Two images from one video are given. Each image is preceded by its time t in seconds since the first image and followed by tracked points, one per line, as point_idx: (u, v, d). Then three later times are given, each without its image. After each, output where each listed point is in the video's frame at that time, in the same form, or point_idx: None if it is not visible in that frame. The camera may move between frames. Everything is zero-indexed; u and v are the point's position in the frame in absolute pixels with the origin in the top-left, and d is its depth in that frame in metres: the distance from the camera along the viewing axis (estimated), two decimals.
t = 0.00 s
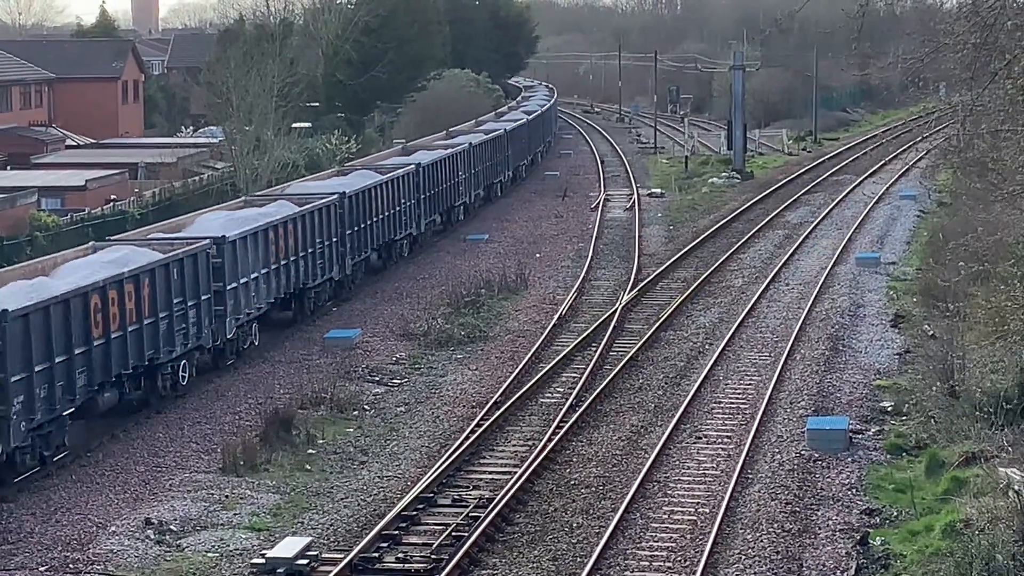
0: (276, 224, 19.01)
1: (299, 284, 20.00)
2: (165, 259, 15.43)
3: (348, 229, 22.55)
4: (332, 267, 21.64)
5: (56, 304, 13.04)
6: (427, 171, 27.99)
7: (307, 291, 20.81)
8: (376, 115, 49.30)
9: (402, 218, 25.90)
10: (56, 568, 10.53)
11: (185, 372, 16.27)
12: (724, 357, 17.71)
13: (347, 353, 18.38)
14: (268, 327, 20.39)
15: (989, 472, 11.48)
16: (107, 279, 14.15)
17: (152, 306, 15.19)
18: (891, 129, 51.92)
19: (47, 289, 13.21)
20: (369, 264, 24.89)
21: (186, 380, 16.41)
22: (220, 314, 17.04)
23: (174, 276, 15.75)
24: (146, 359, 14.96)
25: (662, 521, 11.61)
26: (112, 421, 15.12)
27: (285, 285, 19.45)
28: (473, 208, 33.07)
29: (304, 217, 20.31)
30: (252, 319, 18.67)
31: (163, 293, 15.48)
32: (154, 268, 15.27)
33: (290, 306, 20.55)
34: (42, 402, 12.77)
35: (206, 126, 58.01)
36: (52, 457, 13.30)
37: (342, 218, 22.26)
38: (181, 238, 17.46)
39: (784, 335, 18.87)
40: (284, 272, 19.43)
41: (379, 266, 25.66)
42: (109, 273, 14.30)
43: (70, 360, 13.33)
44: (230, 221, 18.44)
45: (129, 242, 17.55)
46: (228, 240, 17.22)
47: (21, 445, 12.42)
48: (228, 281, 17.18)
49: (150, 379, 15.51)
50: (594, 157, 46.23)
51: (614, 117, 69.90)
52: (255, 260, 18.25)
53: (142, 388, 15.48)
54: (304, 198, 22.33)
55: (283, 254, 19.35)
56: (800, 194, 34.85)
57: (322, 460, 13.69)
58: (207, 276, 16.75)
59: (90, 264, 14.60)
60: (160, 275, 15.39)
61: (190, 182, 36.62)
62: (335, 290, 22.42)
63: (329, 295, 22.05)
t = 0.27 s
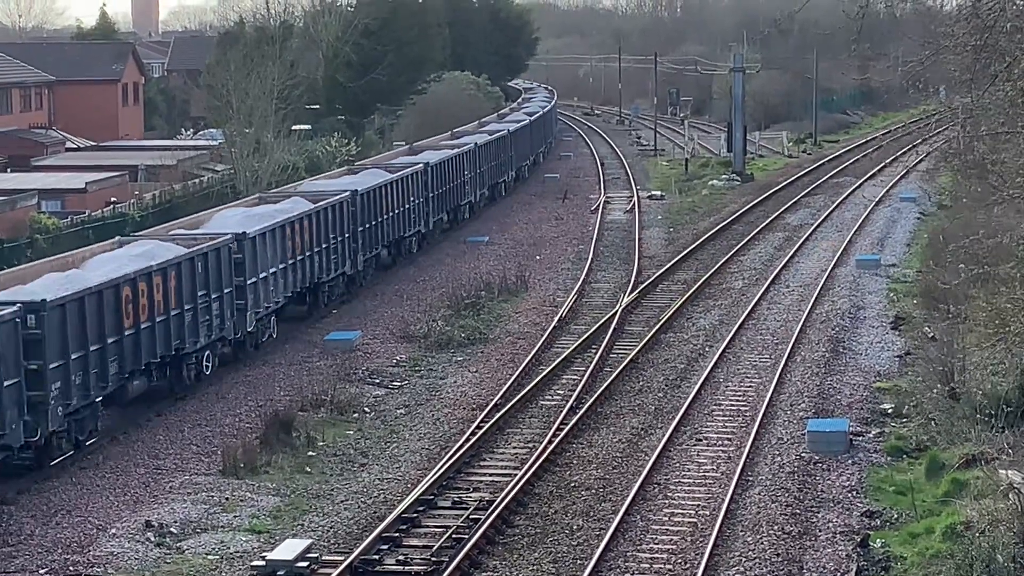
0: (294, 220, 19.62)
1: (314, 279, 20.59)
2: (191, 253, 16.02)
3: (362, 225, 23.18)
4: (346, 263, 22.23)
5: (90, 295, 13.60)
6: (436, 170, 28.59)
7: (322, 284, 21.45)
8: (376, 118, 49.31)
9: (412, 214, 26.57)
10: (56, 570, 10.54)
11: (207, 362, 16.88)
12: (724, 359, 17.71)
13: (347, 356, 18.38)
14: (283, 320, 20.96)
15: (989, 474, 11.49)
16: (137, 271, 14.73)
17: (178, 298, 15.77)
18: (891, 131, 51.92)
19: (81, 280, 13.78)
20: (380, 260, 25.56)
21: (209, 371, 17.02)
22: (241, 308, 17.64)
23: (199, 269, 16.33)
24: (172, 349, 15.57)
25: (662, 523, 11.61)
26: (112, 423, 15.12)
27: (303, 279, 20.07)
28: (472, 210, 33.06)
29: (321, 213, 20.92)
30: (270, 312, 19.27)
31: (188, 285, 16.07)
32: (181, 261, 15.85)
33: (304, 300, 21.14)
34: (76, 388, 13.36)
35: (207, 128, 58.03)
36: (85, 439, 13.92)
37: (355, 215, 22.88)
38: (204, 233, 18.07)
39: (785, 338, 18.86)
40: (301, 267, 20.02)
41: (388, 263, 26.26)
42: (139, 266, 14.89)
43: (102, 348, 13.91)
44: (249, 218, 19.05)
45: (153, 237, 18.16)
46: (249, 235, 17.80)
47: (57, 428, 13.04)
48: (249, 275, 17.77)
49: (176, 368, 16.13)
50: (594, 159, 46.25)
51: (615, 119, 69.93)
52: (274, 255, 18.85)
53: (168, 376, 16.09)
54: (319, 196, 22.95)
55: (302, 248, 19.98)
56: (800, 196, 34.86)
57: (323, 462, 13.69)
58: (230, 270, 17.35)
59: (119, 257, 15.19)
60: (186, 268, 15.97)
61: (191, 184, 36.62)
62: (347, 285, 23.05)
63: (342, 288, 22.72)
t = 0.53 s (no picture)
0: (310, 217, 20.34)
1: (329, 274, 21.30)
2: (213, 248, 16.77)
3: (374, 222, 23.87)
4: (359, 258, 22.92)
5: (122, 286, 14.32)
6: (444, 169, 29.24)
7: (337, 279, 22.16)
8: (378, 120, 49.31)
9: (422, 212, 27.32)
10: (58, 572, 10.54)
11: (230, 352, 17.61)
12: (726, 360, 17.72)
13: (348, 358, 18.37)
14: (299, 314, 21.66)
15: (991, 476, 11.49)
16: (165, 264, 15.48)
17: (202, 291, 16.50)
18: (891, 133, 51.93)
19: (113, 272, 14.51)
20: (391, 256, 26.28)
21: (232, 360, 17.77)
22: (261, 301, 18.38)
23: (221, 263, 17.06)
24: (198, 339, 16.30)
25: (663, 525, 11.61)
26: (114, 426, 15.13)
27: (320, 275, 20.80)
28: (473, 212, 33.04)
29: (335, 211, 21.63)
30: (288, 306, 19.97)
31: (212, 279, 16.81)
32: (204, 256, 16.59)
33: (319, 295, 21.85)
34: (110, 375, 14.02)
35: (208, 130, 58.04)
36: (117, 425, 14.61)
37: (369, 212, 23.58)
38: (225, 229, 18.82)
39: (786, 339, 18.87)
40: (318, 261, 20.73)
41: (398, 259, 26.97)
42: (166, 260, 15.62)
43: (133, 337, 14.62)
44: (266, 215, 19.79)
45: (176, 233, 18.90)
46: (268, 232, 18.55)
47: (93, 413, 13.69)
48: (268, 269, 18.50)
49: (200, 358, 16.87)
50: (595, 161, 46.27)
51: (616, 120, 69.94)
52: (292, 250, 19.57)
53: (193, 366, 16.81)
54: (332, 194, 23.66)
55: (318, 244, 20.73)
56: (801, 197, 34.87)
57: (324, 464, 13.69)
58: (250, 264, 18.08)
59: (147, 251, 15.92)
60: (209, 263, 16.71)
61: (192, 186, 36.64)
62: (354, 284, 23.39)
63: (356, 283, 23.42)
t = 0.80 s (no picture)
0: (325, 212, 21.07)
1: (344, 267, 22.01)
2: (235, 240, 17.55)
3: (385, 217, 24.56)
4: (372, 253, 23.63)
5: (151, 275, 15.08)
6: (451, 166, 29.91)
7: (351, 272, 22.83)
8: (379, 120, 49.30)
9: (431, 208, 27.99)
10: (59, 572, 10.54)
11: (251, 342, 18.36)
12: (728, 360, 17.74)
13: (349, 358, 18.37)
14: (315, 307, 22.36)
15: (993, 475, 11.49)
16: (191, 255, 16.27)
17: (225, 281, 17.27)
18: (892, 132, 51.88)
19: (143, 262, 15.29)
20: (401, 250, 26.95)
21: (253, 350, 18.52)
22: (279, 292, 19.12)
23: (242, 255, 17.83)
24: (221, 329, 17.06)
25: (664, 524, 11.61)
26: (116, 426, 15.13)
27: (335, 267, 21.53)
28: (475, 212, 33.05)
29: (349, 205, 22.35)
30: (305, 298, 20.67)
31: (234, 270, 17.58)
32: (227, 247, 17.37)
33: (334, 288, 22.56)
34: (140, 361, 14.79)
35: (209, 131, 58.04)
36: (146, 409, 15.37)
37: (380, 208, 24.25)
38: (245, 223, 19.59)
39: (788, 339, 18.87)
40: (333, 255, 21.44)
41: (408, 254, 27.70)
42: (191, 251, 16.38)
43: (161, 325, 15.38)
44: (283, 210, 20.52)
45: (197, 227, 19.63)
46: (286, 225, 19.32)
47: (124, 397, 14.45)
48: (285, 262, 19.26)
49: (223, 347, 17.61)
50: (597, 161, 46.26)
51: (616, 120, 69.94)
52: (308, 244, 20.29)
53: (216, 355, 17.55)
54: (346, 189, 24.35)
55: (333, 238, 21.46)
56: (802, 197, 34.86)
57: (326, 464, 13.69)
58: (269, 257, 18.82)
59: (173, 243, 16.69)
60: (231, 255, 17.49)
61: (193, 186, 36.63)
62: (356, 284, 23.40)
63: (369, 277, 24.11)
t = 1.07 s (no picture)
0: (339, 204, 21.72)
1: (357, 258, 22.67)
2: (255, 232, 18.17)
3: (396, 210, 25.23)
4: (383, 245, 24.29)
5: (177, 265, 15.71)
6: (458, 161, 30.54)
7: (363, 263, 23.48)
8: (379, 118, 49.30)
9: (439, 203, 28.64)
10: (59, 570, 10.55)
11: (270, 330, 19.01)
12: (728, 357, 17.76)
13: (349, 356, 18.38)
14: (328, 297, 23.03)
15: (992, 472, 11.50)
16: (214, 245, 16.89)
17: (246, 272, 17.90)
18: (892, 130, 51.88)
19: (169, 252, 15.90)
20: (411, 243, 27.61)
21: (271, 337, 19.18)
22: (297, 282, 19.76)
23: (262, 246, 18.47)
24: (242, 317, 17.71)
25: (664, 522, 11.61)
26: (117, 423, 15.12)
27: (348, 258, 22.19)
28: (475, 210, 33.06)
29: (361, 198, 22.96)
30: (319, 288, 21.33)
31: (254, 261, 18.22)
32: (247, 238, 17.99)
33: (346, 279, 23.22)
34: (167, 345, 15.44)
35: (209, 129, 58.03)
36: (171, 393, 16.04)
37: (391, 201, 24.91)
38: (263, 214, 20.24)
39: (788, 337, 18.86)
40: (346, 247, 22.09)
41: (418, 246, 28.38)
42: (213, 242, 16.99)
43: (186, 312, 16.01)
44: (298, 202, 21.18)
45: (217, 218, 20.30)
46: (301, 217, 19.97)
47: (152, 381, 15.10)
48: (302, 253, 19.91)
49: (243, 335, 18.25)
50: (597, 159, 46.27)
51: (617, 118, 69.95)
52: (322, 235, 20.95)
53: (236, 343, 18.19)
54: (358, 183, 24.98)
55: (347, 230, 22.11)
56: (802, 195, 34.86)
57: (326, 462, 13.69)
58: (287, 248, 19.46)
59: (196, 234, 17.30)
60: (252, 246, 18.13)
61: (193, 184, 36.63)
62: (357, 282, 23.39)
63: (380, 269, 24.74)
